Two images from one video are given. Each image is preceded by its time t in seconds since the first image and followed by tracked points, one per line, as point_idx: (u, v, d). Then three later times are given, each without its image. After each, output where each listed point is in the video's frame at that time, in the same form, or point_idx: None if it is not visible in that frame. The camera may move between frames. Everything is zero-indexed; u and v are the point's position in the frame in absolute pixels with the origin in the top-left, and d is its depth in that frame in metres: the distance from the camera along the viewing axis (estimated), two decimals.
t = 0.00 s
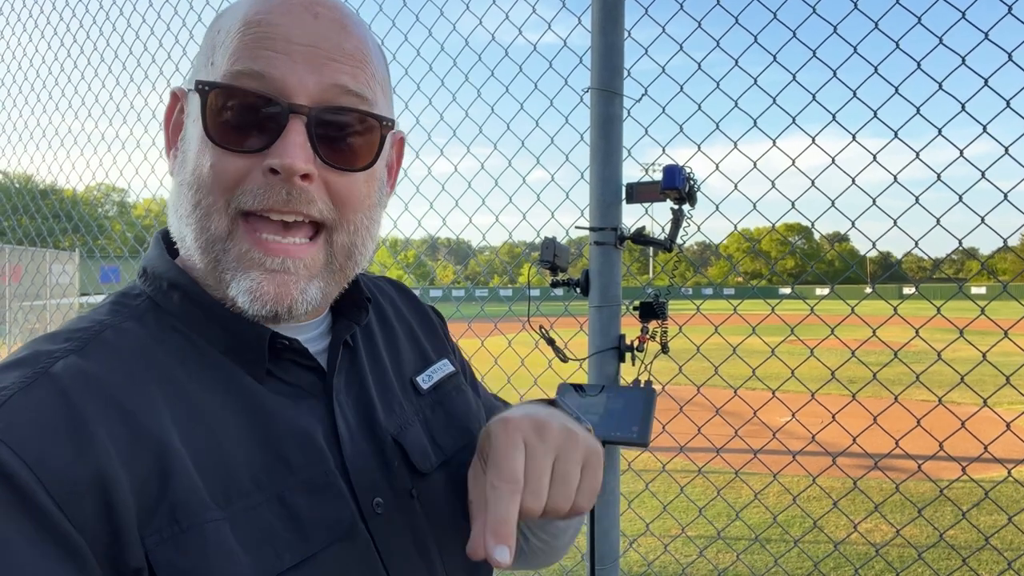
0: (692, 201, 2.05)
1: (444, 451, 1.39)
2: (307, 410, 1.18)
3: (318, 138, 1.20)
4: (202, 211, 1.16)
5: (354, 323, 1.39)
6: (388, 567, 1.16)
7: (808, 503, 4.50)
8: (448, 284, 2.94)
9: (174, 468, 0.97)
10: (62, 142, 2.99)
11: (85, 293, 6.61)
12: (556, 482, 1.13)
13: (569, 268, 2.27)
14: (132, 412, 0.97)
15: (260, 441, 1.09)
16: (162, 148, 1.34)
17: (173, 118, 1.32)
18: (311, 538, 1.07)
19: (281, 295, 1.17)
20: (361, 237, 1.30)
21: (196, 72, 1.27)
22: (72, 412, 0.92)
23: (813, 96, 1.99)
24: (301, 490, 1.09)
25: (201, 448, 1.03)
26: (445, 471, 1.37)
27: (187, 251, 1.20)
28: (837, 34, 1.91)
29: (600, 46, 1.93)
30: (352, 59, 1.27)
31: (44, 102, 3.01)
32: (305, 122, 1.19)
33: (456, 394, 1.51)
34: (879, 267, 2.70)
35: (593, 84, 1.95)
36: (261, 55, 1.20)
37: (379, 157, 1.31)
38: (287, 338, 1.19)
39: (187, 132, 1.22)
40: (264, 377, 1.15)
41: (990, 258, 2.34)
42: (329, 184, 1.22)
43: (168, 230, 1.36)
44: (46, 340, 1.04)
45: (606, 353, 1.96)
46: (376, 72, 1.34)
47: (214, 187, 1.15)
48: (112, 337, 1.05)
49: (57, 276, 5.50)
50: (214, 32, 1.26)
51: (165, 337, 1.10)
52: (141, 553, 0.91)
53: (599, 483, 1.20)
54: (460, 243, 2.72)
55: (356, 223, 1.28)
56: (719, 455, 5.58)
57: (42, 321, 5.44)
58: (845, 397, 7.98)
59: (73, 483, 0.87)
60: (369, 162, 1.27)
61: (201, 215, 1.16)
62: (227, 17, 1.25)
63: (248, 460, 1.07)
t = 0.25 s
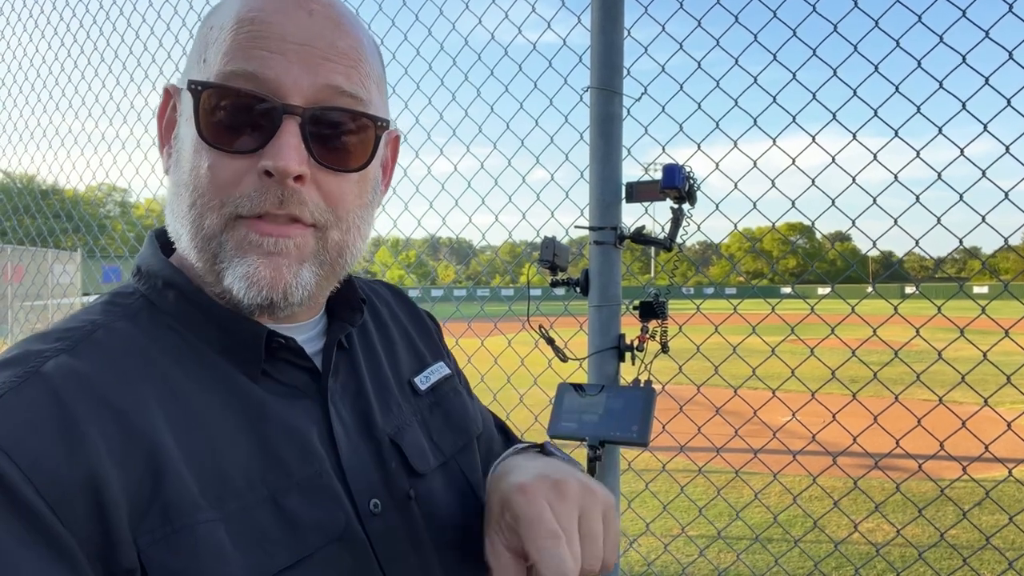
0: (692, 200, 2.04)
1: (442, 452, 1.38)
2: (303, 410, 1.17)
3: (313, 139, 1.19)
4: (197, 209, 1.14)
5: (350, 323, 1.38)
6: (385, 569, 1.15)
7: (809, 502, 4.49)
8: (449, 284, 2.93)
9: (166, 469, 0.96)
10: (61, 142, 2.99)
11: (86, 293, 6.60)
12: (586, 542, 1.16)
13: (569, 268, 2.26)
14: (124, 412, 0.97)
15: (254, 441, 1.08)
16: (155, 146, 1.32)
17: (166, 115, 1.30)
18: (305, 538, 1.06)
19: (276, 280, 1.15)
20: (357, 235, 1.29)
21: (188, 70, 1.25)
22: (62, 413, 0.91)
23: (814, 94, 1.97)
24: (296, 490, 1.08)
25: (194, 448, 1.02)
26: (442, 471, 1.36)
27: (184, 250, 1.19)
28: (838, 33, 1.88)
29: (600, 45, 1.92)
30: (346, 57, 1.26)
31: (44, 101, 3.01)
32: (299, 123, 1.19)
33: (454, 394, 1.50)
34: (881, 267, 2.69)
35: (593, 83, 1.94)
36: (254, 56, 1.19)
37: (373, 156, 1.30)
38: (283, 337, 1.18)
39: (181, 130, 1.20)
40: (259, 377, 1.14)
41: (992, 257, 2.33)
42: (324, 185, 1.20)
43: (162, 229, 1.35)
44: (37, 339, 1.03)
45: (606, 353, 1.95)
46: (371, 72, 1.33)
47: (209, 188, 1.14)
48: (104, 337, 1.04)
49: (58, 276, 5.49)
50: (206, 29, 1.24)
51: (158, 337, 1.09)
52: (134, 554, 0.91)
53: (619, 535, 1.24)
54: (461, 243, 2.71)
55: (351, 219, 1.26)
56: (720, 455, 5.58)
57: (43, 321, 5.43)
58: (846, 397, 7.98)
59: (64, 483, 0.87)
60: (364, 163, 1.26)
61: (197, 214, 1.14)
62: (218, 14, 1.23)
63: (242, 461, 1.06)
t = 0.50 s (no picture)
0: (692, 199, 2.03)
1: (441, 453, 1.37)
2: (299, 410, 1.16)
3: (306, 133, 1.18)
4: (192, 211, 1.13)
5: (346, 325, 1.36)
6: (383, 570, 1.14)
7: (809, 502, 4.49)
8: (449, 283, 2.93)
9: (158, 469, 0.95)
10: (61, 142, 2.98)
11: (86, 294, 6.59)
12: (607, 563, 1.15)
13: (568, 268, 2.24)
14: (115, 413, 0.95)
15: (249, 441, 1.07)
16: (147, 146, 1.31)
17: (156, 114, 1.29)
18: (301, 539, 1.05)
19: (275, 280, 1.14)
20: (352, 231, 1.28)
21: (179, 67, 1.24)
22: (52, 413, 0.90)
23: (814, 94, 1.96)
24: (291, 490, 1.07)
25: (188, 448, 1.01)
26: (441, 473, 1.35)
27: (179, 251, 1.18)
28: (839, 33, 1.88)
29: (600, 44, 1.91)
30: (340, 55, 1.25)
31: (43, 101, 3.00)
32: (291, 117, 1.17)
33: (453, 396, 1.48)
34: (882, 266, 2.68)
35: (593, 83, 1.93)
36: (244, 50, 1.17)
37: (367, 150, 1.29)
38: (280, 335, 1.17)
39: (172, 129, 1.19)
40: (255, 376, 1.13)
41: (993, 256, 2.33)
42: (318, 180, 1.19)
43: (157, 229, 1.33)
44: (29, 340, 1.02)
45: (606, 353, 1.94)
46: (364, 68, 1.32)
47: (203, 187, 1.13)
48: (97, 337, 1.03)
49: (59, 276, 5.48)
50: (195, 25, 1.23)
51: (151, 336, 1.08)
52: (126, 555, 0.90)
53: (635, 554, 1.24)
54: (462, 242, 2.70)
55: (346, 218, 1.25)
56: (720, 455, 5.58)
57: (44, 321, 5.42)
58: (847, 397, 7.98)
59: (54, 484, 0.86)
60: (357, 156, 1.25)
61: (191, 215, 1.13)
62: (207, 9, 1.22)
63: (238, 461, 1.05)
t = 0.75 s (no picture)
0: (692, 198, 2.03)
1: (444, 454, 1.37)
2: (300, 411, 1.16)
3: (305, 133, 1.18)
4: (192, 212, 1.13)
5: (348, 325, 1.37)
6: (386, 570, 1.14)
7: (811, 502, 4.49)
8: (450, 283, 2.94)
9: (159, 469, 0.95)
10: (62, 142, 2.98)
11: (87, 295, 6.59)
12: None
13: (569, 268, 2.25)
14: (115, 414, 0.96)
15: (251, 442, 1.07)
16: (146, 147, 1.31)
17: (155, 116, 1.29)
18: (303, 539, 1.05)
19: (277, 273, 1.15)
20: (354, 229, 1.28)
21: (176, 69, 1.24)
22: (51, 414, 0.91)
23: (814, 94, 1.96)
24: (293, 490, 1.08)
25: (188, 449, 1.01)
26: (443, 473, 1.35)
27: (181, 252, 1.18)
28: (837, 32, 1.87)
29: (600, 45, 1.91)
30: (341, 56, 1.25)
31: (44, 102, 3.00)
32: (291, 117, 1.18)
33: (456, 396, 1.49)
34: (883, 266, 2.68)
35: (593, 83, 1.93)
36: (243, 50, 1.18)
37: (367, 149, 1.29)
38: (281, 335, 1.17)
39: (171, 130, 1.19)
40: (256, 377, 1.13)
41: (995, 255, 2.32)
42: (319, 179, 1.19)
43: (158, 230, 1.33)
44: (30, 342, 1.02)
45: (607, 352, 1.94)
46: (364, 69, 1.32)
47: (203, 189, 1.13)
48: (97, 338, 1.03)
49: (62, 277, 5.48)
50: (192, 26, 1.23)
51: (152, 337, 1.08)
52: (127, 555, 0.90)
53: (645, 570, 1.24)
54: (463, 242, 2.70)
55: (347, 218, 1.26)
56: (721, 455, 5.58)
57: (45, 321, 5.43)
58: (847, 396, 7.98)
59: (54, 486, 0.86)
60: (357, 156, 1.25)
61: (192, 215, 1.13)
62: (203, 9, 1.22)
63: (239, 461, 1.05)
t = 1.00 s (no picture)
0: (692, 198, 2.03)
1: (450, 455, 1.37)
2: (303, 411, 1.17)
3: (311, 123, 1.19)
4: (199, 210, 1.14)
5: (352, 325, 1.37)
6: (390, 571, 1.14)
7: (811, 502, 4.49)
8: (451, 283, 2.95)
9: (162, 470, 0.96)
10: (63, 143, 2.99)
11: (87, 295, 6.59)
12: None
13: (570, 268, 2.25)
14: (118, 415, 0.96)
15: (254, 443, 1.08)
16: (150, 149, 1.32)
17: (158, 117, 1.30)
18: (306, 540, 1.05)
19: (280, 279, 1.15)
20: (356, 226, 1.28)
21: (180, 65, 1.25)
22: (54, 416, 0.91)
23: (814, 95, 1.98)
24: (296, 491, 1.08)
25: (191, 450, 1.01)
26: (447, 473, 1.35)
27: (187, 249, 1.19)
28: (838, 33, 1.89)
29: (600, 45, 1.91)
30: (343, 59, 1.26)
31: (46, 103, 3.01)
32: (297, 105, 1.18)
33: (462, 396, 1.49)
34: (883, 265, 2.68)
35: (593, 83, 1.94)
36: (249, 44, 1.19)
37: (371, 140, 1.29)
38: (285, 336, 1.17)
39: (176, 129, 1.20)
40: (260, 378, 1.13)
41: (996, 255, 2.32)
42: (324, 170, 1.20)
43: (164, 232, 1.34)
44: (34, 343, 1.03)
45: (607, 352, 1.94)
46: (367, 70, 1.33)
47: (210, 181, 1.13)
48: (101, 339, 1.04)
49: (63, 277, 5.49)
50: (196, 23, 1.24)
51: (156, 338, 1.08)
52: (130, 556, 0.90)
53: None
54: (463, 243, 2.71)
55: (350, 214, 1.26)
56: (721, 454, 5.59)
57: (46, 321, 5.43)
58: (848, 397, 7.99)
59: (57, 487, 0.86)
60: (363, 146, 1.26)
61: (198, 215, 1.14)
62: (208, 7, 1.23)
63: (243, 462, 1.05)
